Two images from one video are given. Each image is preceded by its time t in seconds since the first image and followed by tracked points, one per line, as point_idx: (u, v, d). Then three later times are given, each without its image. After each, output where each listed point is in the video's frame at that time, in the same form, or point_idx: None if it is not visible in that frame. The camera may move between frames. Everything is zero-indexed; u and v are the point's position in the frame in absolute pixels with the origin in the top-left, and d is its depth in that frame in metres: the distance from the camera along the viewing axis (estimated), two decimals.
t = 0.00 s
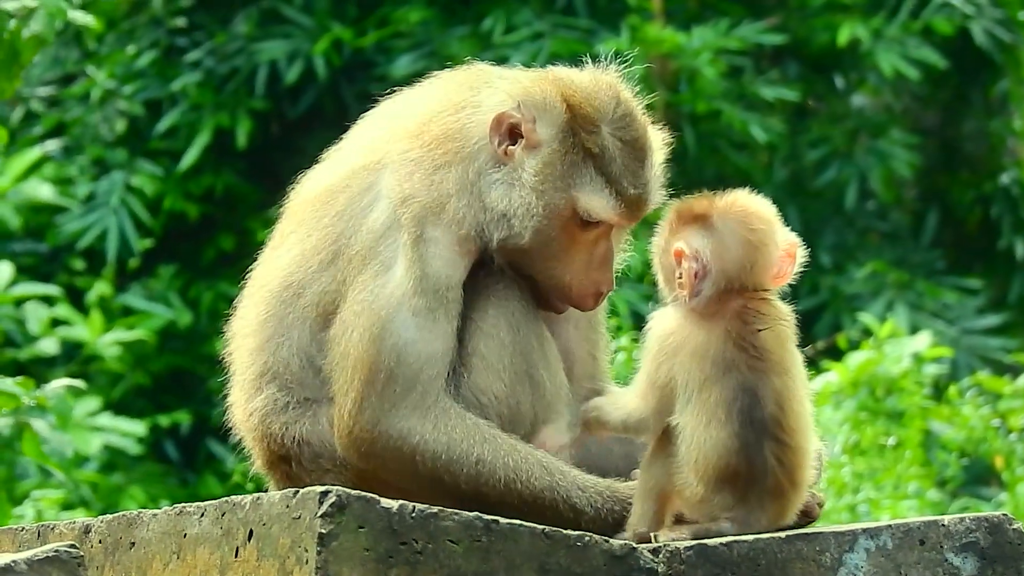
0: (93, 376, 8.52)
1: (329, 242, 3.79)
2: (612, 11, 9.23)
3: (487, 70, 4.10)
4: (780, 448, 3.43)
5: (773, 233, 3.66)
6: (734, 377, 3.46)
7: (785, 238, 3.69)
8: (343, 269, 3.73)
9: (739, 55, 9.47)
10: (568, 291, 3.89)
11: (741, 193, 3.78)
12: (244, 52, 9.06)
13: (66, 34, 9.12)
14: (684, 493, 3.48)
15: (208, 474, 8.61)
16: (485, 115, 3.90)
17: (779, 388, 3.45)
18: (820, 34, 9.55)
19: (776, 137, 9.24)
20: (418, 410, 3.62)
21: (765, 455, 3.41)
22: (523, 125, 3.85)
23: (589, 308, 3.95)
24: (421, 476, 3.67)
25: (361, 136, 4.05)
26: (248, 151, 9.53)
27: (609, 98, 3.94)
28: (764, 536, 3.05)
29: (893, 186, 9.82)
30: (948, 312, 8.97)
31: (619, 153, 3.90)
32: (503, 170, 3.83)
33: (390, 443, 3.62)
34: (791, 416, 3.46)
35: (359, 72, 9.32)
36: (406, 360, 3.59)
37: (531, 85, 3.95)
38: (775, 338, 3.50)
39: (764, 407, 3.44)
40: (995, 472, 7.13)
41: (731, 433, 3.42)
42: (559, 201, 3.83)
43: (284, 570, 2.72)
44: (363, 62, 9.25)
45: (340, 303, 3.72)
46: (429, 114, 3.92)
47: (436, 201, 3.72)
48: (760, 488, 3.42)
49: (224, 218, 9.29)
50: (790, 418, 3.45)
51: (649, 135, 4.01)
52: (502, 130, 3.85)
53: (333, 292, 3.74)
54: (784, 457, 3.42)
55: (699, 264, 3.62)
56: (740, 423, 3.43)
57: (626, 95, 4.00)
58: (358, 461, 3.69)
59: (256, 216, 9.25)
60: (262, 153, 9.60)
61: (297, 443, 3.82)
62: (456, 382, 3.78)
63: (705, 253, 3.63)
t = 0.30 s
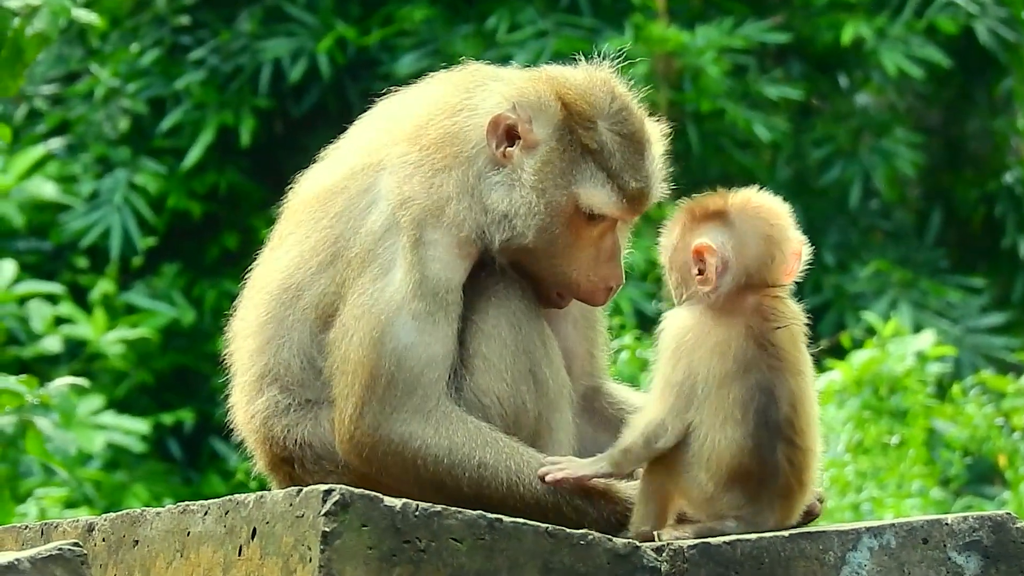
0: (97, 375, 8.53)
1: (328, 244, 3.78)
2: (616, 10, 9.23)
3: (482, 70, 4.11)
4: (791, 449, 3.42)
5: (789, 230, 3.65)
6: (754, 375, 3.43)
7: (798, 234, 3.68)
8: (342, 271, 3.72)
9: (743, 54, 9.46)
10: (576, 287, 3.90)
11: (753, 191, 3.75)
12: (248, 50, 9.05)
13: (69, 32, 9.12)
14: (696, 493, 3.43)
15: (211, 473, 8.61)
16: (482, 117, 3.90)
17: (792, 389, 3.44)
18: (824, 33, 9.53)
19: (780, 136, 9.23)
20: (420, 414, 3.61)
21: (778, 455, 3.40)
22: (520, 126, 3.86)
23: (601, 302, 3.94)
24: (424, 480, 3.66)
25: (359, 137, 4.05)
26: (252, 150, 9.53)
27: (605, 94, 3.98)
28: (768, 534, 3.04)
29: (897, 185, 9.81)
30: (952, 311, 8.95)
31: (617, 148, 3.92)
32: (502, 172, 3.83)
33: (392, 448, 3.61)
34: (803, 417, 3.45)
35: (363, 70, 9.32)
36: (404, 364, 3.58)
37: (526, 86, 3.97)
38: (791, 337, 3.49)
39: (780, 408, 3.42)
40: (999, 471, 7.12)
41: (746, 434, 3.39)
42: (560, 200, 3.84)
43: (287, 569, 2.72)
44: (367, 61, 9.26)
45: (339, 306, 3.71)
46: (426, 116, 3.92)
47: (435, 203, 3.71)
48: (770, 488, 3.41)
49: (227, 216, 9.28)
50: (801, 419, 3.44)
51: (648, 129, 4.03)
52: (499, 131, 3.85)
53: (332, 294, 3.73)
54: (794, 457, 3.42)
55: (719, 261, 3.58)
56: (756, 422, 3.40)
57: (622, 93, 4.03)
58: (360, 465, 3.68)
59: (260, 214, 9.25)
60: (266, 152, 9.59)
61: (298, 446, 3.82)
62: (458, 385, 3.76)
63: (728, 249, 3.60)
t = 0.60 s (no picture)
0: (99, 372, 8.53)
1: (337, 237, 3.79)
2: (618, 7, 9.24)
3: (499, 70, 4.10)
4: (793, 447, 3.42)
5: (778, 223, 3.69)
6: (754, 373, 3.41)
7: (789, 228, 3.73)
8: (350, 265, 3.73)
9: (744, 51, 9.46)
10: (587, 287, 3.88)
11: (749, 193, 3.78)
12: (250, 47, 9.05)
13: (71, 30, 9.13)
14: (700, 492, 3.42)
15: (214, 470, 8.62)
16: (495, 116, 3.89)
17: (795, 387, 3.44)
18: (827, 30, 9.52)
19: (782, 133, 9.23)
20: (423, 412, 3.61)
21: (780, 453, 3.41)
22: (531, 125, 3.84)
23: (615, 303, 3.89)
24: (425, 477, 3.67)
25: (372, 133, 4.05)
26: (254, 147, 9.54)
27: (616, 96, 3.96)
28: (770, 531, 3.03)
29: (899, 182, 9.80)
30: (954, 308, 8.95)
31: (627, 148, 3.90)
32: (512, 171, 3.82)
33: (394, 444, 3.61)
34: (803, 414, 3.45)
35: (365, 67, 9.32)
36: (411, 360, 3.59)
37: (539, 85, 3.95)
38: (791, 332, 3.49)
39: (781, 405, 3.42)
40: (1001, 468, 7.11)
41: (748, 431, 3.39)
42: (571, 198, 3.82)
43: (288, 566, 2.72)
44: (369, 58, 9.26)
45: (346, 299, 3.71)
46: (440, 114, 3.92)
47: (446, 201, 3.71)
48: (772, 485, 3.41)
49: (229, 213, 9.29)
50: (803, 417, 3.45)
51: (659, 131, 4.02)
52: (510, 132, 3.84)
53: (340, 288, 3.74)
54: (796, 455, 3.42)
55: (705, 254, 3.64)
56: (757, 420, 3.40)
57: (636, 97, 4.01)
58: (362, 462, 3.69)
59: (261, 211, 9.25)
60: (268, 149, 9.60)
61: (300, 440, 3.82)
62: (460, 383, 3.75)
63: (711, 243, 3.65)
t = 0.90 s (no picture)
0: (100, 370, 8.54)
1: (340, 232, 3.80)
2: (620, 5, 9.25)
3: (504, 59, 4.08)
4: (795, 444, 3.43)
5: (779, 219, 3.69)
6: (751, 366, 3.42)
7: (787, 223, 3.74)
8: (351, 260, 3.73)
9: (746, 50, 9.46)
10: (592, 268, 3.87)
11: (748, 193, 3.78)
12: (252, 45, 9.05)
13: (72, 28, 9.13)
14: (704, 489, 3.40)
15: (215, 468, 8.61)
16: (496, 104, 3.87)
17: (797, 384, 3.44)
18: (829, 28, 9.51)
19: (784, 132, 9.23)
20: (425, 409, 3.61)
21: (782, 449, 3.42)
22: (530, 112, 3.83)
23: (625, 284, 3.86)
24: (426, 475, 3.66)
25: (380, 129, 4.05)
26: (255, 145, 9.54)
27: (614, 81, 3.93)
28: (772, 529, 3.02)
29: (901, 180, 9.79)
30: (956, 306, 8.94)
31: (626, 129, 3.86)
32: (511, 157, 3.81)
33: (395, 442, 3.62)
34: (807, 410, 3.45)
35: (367, 65, 9.32)
36: (414, 356, 3.59)
37: (539, 71, 3.93)
38: (791, 328, 3.49)
39: (784, 401, 3.42)
40: (1003, 466, 7.10)
41: (749, 427, 3.39)
42: (571, 181, 3.81)
43: (290, 564, 2.72)
44: (371, 56, 9.26)
45: (347, 294, 3.72)
46: (446, 108, 3.92)
47: (452, 198, 3.72)
48: (773, 481, 3.42)
49: (231, 211, 9.29)
50: (806, 414, 3.45)
51: (660, 113, 3.98)
52: (510, 120, 3.83)
53: (343, 283, 3.74)
54: (799, 452, 3.43)
55: (710, 253, 3.63)
56: (757, 417, 3.41)
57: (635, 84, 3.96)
58: (362, 459, 3.69)
59: (262, 209, 9.25)
60: (269, 147, 9.60)
61: (301, 437, 3.82)
62: (461, 382, 3.75)
63: (716, 241, 3.64)
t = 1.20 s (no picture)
0: (101, 368, 8.54)
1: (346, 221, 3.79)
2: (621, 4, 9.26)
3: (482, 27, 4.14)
4: (793, 444, 3.44)
5: (790, 230, 3.68)
6: (766, 360, 3.43)
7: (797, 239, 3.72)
8: (355, 250, 3.72)
9: (747, 48, 9.46)
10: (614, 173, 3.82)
11: (754, 201, 3.77)
12: (253, 44, 9.05)
13: (73, 26, 9.14)
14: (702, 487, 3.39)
15: (216, 466, 8.61)
16: (478, 61, 3.95)
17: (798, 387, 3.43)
18: (830, 27, 9.50)
19: (784, 130, 9.23)
20: (428, 406, 3.60)
21: (779, 449, 3.43)
22: (507, 61, 3.92)
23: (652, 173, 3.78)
24: (427, 472, 3.64)
25: (386, 122, 4.05)
26: (256, 143, 9.54)
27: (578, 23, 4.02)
28: (773, 529, 3.02)
29: (902, 179, 9.79)
30: (957, 305, 8.94)
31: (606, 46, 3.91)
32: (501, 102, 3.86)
33: (397, 438, 3.60)
34: (806, 411, 3.45)
35: (368, 64, 9.30)
36: (422, 349, 3.59)
37: (514, 25, 4.01)
38: (797, 328, 3.49)
39: (785, 399, 3.42)
40: (1004, 465, 7.09)
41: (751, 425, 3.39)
42: (567, 97, 3.84)
43: (292, 563, 2.72)
44: (372, 54, 9.25)
45: (352, 285, 3.71)
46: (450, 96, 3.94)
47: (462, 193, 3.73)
48: (769, 480, 3.43)
49: (232, 209, 9.29)
50: (806, 415, 3.45)
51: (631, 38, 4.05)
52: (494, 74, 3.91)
53: (348, 274, 3.73)
54: (795, 452, 3.44)
55: (737, 255, 3.59)
56: (754, 414, 3.40)
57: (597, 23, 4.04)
58: (363, 455, 3.67)
59: (263, 208, 9.25)
60: (270, 145, 9.60)
61: (303, 433, 3.81)
62: (464, 379, 3.76)
63: (739, 249, 3.60)
